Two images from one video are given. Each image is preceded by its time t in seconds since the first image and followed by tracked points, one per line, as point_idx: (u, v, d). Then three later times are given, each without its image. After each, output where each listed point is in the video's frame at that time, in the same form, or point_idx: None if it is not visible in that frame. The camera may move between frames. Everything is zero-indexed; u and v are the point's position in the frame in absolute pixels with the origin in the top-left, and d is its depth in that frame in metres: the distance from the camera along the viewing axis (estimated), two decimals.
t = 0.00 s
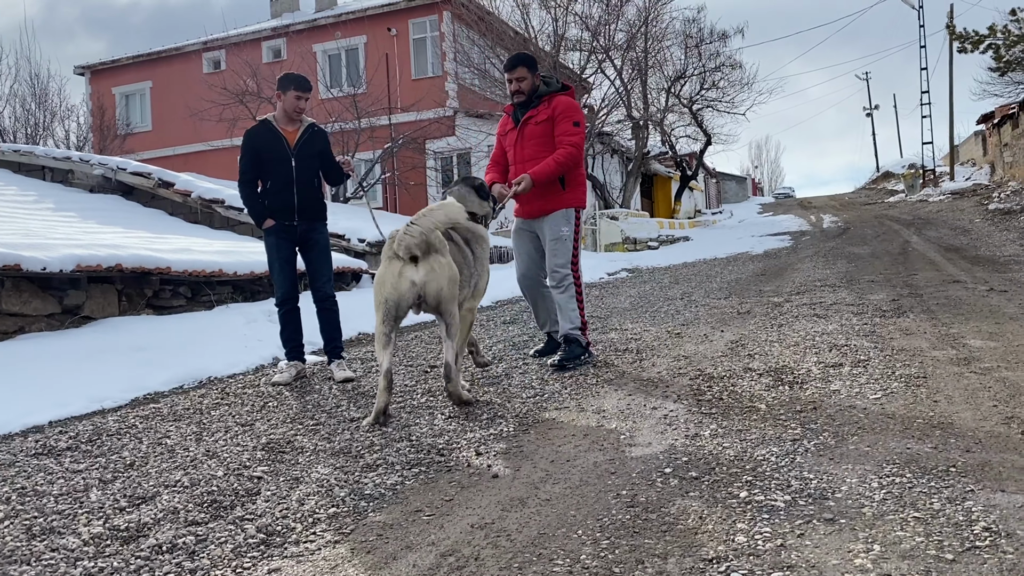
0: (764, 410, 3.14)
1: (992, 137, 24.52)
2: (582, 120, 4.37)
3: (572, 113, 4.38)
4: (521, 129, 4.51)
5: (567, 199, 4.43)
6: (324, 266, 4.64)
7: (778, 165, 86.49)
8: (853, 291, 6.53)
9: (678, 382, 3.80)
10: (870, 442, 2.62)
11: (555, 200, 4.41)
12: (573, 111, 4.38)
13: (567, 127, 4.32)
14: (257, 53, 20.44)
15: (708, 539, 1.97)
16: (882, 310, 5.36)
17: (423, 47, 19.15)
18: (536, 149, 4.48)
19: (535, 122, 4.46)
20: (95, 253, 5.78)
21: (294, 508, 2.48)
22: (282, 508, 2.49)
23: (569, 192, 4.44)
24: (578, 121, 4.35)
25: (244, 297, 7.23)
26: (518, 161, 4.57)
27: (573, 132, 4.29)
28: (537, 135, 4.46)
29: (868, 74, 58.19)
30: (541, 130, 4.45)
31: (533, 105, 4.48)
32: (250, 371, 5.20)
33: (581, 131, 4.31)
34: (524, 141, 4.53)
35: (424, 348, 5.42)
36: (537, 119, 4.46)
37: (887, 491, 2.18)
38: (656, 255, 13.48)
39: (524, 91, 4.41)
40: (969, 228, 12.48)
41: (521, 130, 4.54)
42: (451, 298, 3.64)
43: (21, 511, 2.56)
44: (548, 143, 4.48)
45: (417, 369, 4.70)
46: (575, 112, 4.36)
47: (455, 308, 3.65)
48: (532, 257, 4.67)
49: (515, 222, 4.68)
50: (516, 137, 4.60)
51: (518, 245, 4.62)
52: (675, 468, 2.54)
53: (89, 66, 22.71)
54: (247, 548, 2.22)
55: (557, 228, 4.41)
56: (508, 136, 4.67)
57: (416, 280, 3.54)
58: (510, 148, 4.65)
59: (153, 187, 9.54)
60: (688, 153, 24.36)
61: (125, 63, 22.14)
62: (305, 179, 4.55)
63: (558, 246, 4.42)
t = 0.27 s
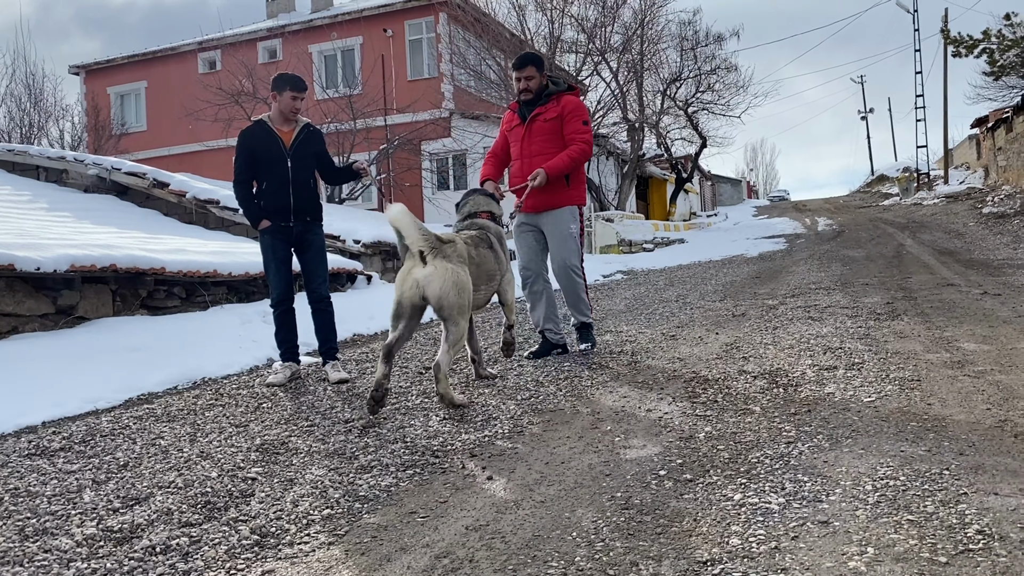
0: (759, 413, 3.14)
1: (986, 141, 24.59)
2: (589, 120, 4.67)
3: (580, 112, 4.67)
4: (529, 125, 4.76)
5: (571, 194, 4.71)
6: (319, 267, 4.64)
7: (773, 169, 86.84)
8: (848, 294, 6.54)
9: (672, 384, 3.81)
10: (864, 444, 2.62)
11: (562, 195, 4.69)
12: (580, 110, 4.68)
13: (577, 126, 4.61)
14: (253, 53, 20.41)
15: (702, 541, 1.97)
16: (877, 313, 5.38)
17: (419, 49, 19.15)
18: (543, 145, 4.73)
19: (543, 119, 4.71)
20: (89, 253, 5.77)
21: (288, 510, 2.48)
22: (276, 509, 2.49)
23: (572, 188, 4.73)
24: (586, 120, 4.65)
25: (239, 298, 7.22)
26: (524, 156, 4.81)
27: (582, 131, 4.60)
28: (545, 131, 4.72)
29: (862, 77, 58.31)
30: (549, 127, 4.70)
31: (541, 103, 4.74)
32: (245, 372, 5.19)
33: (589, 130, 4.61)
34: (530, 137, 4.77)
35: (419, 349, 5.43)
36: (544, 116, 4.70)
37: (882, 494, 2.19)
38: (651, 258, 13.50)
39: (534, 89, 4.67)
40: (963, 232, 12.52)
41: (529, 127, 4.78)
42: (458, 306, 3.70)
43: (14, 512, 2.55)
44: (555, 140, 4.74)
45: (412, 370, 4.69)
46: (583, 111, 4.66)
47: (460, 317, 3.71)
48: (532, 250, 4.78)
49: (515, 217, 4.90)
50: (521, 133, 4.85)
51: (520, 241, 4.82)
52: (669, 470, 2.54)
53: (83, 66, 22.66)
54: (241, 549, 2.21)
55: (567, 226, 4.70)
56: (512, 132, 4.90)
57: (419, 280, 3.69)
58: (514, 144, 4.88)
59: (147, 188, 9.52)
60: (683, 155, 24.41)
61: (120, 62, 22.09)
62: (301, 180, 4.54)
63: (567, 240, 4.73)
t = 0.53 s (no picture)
0: (751, 416, 3.15)
1: (978, 146, 24.70)
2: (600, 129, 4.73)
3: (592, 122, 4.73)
4: (543, 134, 4.80)
5: (583, 202, 4.83)
6: (312, 268, 4.63)
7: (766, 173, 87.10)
8: (840, 298, 6.57)
9: (665, 387, 3.81)
10: (856, 448, 2.63)
11: (573, 204, 4.80)
12: (592, 120, 4.74)
13: (589, 135, 4.67)
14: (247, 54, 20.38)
15: (695, 544, 1.98)
16: (869, 317, 5.39)
17: (413, 50, 19.15)
18: (555, 151, 4.77)
19: (556, 127, 4.76)
20: (81, 253, 5.74)
21: (280, 512, 2.47)
22: (268, 511, 2.48)
23: (583, 195, 4.85)
24: (597, 130, 4.71)
25: (231, 299, 7.21)
26: (536, 164, 4.87)
27: (594, 141, 4.66)
28: (558, 139, 4.76)
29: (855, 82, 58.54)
30: (562, 135, 4.76)
31: (554, 112, 4.79)
32: (237, 373, 5.18)
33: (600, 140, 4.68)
34: (543, 144, 4.81)
35: (412, 351, 5.42)
36: (558, 125, 4.76)
37: (873, 497, 2.20)
38: (645, 260, 13.51)
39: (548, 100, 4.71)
40: (955, 237, 12.56)
41: (542, 134, 4.82)
42: (480, 298, 3.87)
43: (4, 513, 2.54)
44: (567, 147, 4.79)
45: (405, 372, 4.69)
46: (595, 120, 4.72)
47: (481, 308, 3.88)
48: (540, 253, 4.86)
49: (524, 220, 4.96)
50: (534, 140, 4.89)
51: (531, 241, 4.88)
52: (662, 473, 2.54)
53: (77, 65, 22.59)
54: (233, 551, 2.20)
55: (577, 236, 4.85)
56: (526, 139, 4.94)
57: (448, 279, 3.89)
58: (527, 151, 4.93)
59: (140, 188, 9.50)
60: (676, 159, 24.46)
61: (114, 62, 22.03)
62: (295, 180, 4.54)
63: (576, 253, 4.87)
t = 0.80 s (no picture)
0: (740, 420, 3.16)
1: (968, 152, 24.83)
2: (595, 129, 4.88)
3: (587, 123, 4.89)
4: (545, 137, 5.06)
5: (584, 201, 5.01)
6: (302, 270, 4.62)
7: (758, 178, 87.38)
8: (830, 302, 6.59)
9: (655, 390, 3.82)
10: (844, 452, 2.64)
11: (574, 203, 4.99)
12: (587, 121, 4.90)
13: (580, 136, 4.84)
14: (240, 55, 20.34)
15: (682, 548, 1.98)
16: (858, 322, 5.41)
17: (406, 53, 19.15)
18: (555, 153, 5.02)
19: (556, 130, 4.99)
20: (71, 253, 5.72)
21: (268, 514, 2.46)
22: (256, 513, 2.47)
23: (585, 194, 5.01)
24: (590, 129, 4.86)
25: (222, 300, 7.19)
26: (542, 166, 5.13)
27: (584, 140, 4.82)
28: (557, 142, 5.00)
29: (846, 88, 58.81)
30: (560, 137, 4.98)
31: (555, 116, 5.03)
32: (228, 374, 5.17)
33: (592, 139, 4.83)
34: (546, 147, 5.07)
35: (403, 354, 5.42)
36: (557, 128, 4.99)
37: (860, 501, 2.20)
38: (636, 264, 13.54)
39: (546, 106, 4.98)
40: (945, 242, 12.63)
41: (545, 138, 5.08)
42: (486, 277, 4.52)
43: None
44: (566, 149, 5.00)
45: (395, 374, 4.68)
46: (588, 121, 4.88)
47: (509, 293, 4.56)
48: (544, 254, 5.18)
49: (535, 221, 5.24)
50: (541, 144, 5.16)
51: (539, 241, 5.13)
52: (651, 476, 2.55)
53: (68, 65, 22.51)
54: (220, 553, 2.20)
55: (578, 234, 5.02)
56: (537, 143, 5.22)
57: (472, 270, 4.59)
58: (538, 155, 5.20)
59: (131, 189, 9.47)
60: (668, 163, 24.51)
61: (105, 62, 21.96)
62: (286, 181, 4.54)
63: (577, 251, 5.04)
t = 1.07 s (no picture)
0: (727, 425, 3.17)
1: (957, 159, 25.00)
2: (581, 136, 4.95)
3: (573, 130, 4.97)
4: (542, 147, 5.23)
5: (576, 207, 5.10)
6: (290, 272, 4.63)
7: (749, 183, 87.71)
8: (818, 308, 6.63)
9: (643, 395, 3.83)
10: (830, 458, 2.65)
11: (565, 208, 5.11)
12: (574, 128, 4.97)
13: (564, 142, 4.94)
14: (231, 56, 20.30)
15: (666, 553, 1.98)
16: (846, 328, 5.43)
17: (398, 55, 19.16)
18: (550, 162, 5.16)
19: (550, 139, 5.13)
20: (59, 254, 5.69)
21: (253, 518, 2.46)
22: (242, 517, 2.47)
23: (578, 201, 5.10)
24: (575, 136, 4.94)
25: (211, 302, 7.17)
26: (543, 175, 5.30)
27: (567, 146, 4.91)
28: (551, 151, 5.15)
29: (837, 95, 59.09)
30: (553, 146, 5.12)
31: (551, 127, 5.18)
32: (215, 376, 5.15)
33: (574, 145, 4.91)
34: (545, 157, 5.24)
35: (392, 357, 5.41)
36: (550, 137, 5.13)
37: (844, 507, 2.21)
38: (626, 269, 13.57)
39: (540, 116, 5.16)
40: (933, 248, 12.70)
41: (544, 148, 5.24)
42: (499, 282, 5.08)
43: None
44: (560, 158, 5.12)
45: (384, 378, 4.68)
46: (574, 128, 4.97)
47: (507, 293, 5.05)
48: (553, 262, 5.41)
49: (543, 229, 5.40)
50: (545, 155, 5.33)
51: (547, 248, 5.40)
52: (637, 481, 2.56)
53: (58, 64, 22.42)
54: (204, 557, 2.19)
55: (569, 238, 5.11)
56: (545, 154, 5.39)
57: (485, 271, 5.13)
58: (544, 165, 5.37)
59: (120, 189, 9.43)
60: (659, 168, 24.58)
61: (96, 62, 21.88)
62: (273, 184, 4.53)
63: (569, 254, 5.10)
